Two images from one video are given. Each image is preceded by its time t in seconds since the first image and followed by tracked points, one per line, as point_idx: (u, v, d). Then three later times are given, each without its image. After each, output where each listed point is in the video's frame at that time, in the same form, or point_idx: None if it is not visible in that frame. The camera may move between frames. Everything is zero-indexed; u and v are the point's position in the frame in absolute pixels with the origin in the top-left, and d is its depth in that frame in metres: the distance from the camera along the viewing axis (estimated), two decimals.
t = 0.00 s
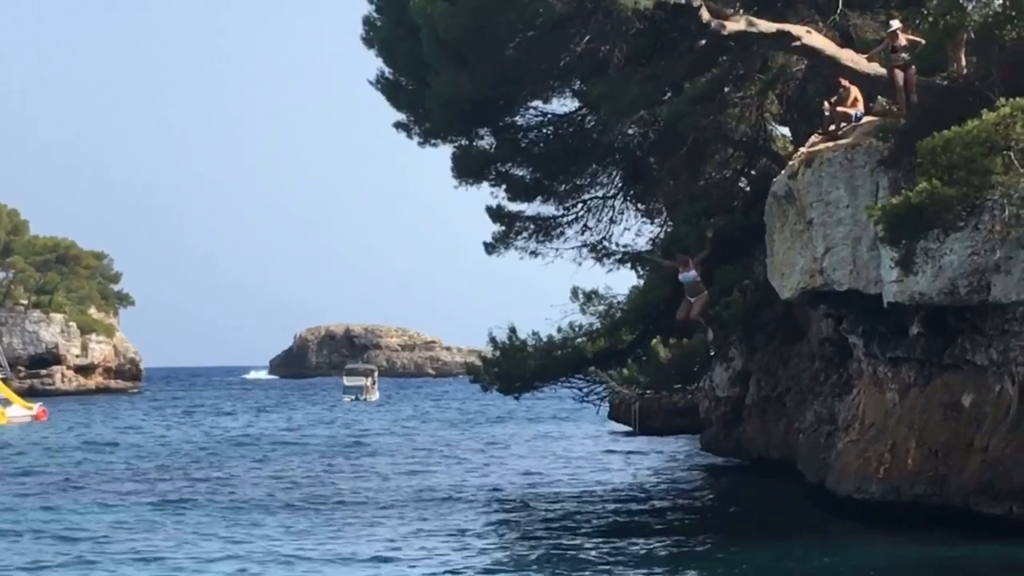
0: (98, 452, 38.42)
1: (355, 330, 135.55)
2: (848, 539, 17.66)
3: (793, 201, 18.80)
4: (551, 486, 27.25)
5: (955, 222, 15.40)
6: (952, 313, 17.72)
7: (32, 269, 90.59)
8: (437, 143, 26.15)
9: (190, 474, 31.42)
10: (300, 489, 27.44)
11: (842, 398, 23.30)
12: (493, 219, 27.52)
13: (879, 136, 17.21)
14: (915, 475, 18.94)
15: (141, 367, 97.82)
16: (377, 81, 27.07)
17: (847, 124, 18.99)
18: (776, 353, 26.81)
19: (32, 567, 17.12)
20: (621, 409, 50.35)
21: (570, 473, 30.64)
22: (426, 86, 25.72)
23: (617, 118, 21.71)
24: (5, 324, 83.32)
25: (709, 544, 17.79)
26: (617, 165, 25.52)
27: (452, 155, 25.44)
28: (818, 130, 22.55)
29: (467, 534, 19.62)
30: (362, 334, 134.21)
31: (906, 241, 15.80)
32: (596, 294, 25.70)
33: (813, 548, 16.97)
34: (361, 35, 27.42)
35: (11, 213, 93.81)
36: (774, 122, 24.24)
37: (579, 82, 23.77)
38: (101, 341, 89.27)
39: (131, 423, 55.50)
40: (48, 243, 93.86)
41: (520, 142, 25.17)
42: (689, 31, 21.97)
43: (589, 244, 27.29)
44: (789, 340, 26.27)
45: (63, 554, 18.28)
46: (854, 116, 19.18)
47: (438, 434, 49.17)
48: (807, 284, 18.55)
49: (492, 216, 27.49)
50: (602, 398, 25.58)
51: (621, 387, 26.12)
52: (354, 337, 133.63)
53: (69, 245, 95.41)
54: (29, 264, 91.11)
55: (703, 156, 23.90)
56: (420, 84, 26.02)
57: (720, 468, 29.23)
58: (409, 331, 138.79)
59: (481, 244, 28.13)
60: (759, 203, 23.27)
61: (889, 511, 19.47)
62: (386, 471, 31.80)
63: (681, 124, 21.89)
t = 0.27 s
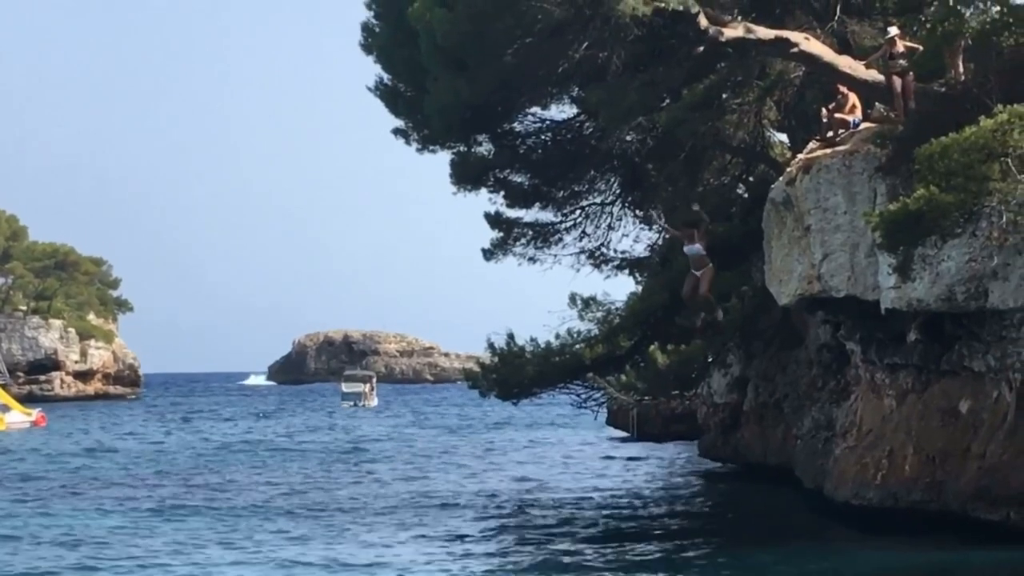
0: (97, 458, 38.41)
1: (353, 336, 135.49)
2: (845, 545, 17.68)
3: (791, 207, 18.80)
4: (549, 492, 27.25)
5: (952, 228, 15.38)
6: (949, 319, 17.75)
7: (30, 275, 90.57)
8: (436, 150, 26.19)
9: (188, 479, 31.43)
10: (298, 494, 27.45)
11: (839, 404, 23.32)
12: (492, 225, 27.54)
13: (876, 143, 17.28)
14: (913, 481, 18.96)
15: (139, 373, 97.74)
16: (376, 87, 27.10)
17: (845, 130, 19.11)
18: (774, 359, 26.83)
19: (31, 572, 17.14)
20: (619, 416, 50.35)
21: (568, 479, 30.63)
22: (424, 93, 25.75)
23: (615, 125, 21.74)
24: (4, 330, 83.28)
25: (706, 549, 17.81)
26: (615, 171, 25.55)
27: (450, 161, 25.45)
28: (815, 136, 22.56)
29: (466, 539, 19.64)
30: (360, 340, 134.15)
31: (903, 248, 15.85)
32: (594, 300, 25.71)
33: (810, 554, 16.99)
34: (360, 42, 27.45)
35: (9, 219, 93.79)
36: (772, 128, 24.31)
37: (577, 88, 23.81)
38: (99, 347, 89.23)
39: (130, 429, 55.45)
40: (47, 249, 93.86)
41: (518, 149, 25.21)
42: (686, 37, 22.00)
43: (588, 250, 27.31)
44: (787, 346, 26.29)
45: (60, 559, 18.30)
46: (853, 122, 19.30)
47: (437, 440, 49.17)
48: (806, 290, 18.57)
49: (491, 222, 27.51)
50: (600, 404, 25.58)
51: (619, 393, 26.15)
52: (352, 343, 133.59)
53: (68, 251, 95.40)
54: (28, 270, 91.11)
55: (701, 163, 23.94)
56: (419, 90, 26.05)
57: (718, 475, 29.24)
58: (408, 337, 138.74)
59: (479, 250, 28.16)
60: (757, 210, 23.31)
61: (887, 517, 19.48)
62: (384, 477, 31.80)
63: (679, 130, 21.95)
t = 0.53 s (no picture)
0: (94, 463, 38.32)
1: (352, 341, 135.40)
2: (844, 550, 17.64)
3: (790, 212, 18.76)
4: (548, 497, 27.19)
5: (952, 232, 15.37)
6: (950, 324, 17.71)
7: (29, 279, 90.48)
8: (434, 154, 26.16)
9: (186, 484, 31.35)
10: (296, 499, 27.38)
11: (839, 409, 23.27)
12: (490, 230, 27.49)
13: (876, 146, 17.28)
14: (913, 487, 18.91)
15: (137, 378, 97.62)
16: (374, 91, 27.05)
17: (845, 134, 19.06)
18: (773, 364, 26.78)
19: None
20: (617, 421, 50.30)
21: (566, 484, 30.56)
22: (423, 97, 25.72)
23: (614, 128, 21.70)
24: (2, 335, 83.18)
25: (705, 555, 17.74)
26: (614, 176, 25.52)
27: (449, 166, 25.43)
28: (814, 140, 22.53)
29: (465, 545, 19.57)
30: (359, 345, 134.05)
31: (903, 252, 15.80)
32: (593, 305, 25.67)
33: (810, 560, 16.93)
34: (358, 45, 27.41)
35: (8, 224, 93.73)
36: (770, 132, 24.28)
37: (576, 92, 23.77)
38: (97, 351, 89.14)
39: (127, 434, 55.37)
40: (45, 254, 93.79)
41: (517, 153, 25.18)
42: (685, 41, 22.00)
43: (586, 254, 27.26)
44: (786, 351, 26.24)
45: (56, 564, 18.24)
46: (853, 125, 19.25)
47: (435, 445, 49.12)
48: (805, 295, 18.52)
49: (489, 226, 27.46)
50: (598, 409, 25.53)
51: (618, 399, 26.12)
52: (350, 347, 133.52)
53: (66, 256, 95.34)
54: (26, 275, 91.04)
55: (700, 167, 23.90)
56: (417, 94, 26.01)
57: (717, 480, 29.17)
58: (406, 342, 138.67)
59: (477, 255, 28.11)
60: (756, 214, 23.27)
61: (886, 523, 19.43)
62: (382, 482, 31.74)
63: (678, 134, 21.92)
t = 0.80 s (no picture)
0: (92, 469, 38.28)
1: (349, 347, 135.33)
2: (843, 557, 17.66)
3: (788, 219, 18.80)
4: (546, 504, 27.17)
5: (950, 239, 15.40)
6: (947, 331, 17.74)
7: (26, 285, 90.44)
8: (433, 160, 26.20)
9: (184, 491, 31.33)
10: (294, 506, 27.36)
11: (837, 416, 23.28)
12: (488, 236, 27.49)
13: (873, 153, 17.30)
14: (912, 493, 18.90)
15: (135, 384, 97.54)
16: (372, 98, 27.07)
17: (843, 141, 19.10)
18: (771, 371, 26.79)
19: None
20: (615, 427, 50.27)
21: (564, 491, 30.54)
22: (421, 104, 25.78)
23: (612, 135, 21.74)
24: None
25: (703, 562, 17.73)
26: (612, 183, 25.54)
27: (447, 172, 25.45)
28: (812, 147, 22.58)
29: (463, 551, 19.56)
30: (357, 352, 133.98)
31: (901, 259, 15.82)
32: (591, 311, 25.67)
33: (808, 566, 16.93)
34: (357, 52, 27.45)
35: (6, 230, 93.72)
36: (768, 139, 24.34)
37: (574, 99, 23.83)
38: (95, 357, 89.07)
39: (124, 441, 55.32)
40: (43, 260, 93.78)
41: (515, 160, 25.20)
42: (683, 48, 22.11)
43: (584, 261, 27.27)
44: (784, 358, 26.25)
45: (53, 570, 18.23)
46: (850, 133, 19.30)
47: (433, 452, 49.07)
48: (803, 302, 18.55)
49: (487, 233, 27.46)
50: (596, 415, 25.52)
51: (616, 405, 26.10)
52: (348, 354, 133.43)
53: (64, 263, 95.32)
54: (24, 281, 91.03)
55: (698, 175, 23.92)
56: (415, 101, 26.07)
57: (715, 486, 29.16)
58: (404, 348, 138.61)
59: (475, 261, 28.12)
60: (754, 221, 23.29)
61: (885, 529, 19.43)
62: (380, 488, 31.71)
63: (676, 141, 21.95)
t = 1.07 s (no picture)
0: (91, 473, 38.25)
1: (349, 351, 135.26)
2: (841, 561, 17.64)
3: (787, 223, 18.84)
4: (544, 508, 27.14)
5: (949, 244, 15.39)
6: (947, 335, 17.77)
7: (26, 289, 90.43)
8: (432, 164, 26.22)
9: (182, 495, 31.30)
10: (293, 510, 27.32)
11: (836, 420, 23.28)
12: (487, 241, 27.49)
13: (873, 158, 17.35)
14: (910, 497, 18.88)
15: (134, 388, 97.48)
16: (372, 102, 27.07)
17: (841, 146, 19.13)
18: (770, 375, 26.79)
19: None
20: (615, 431, 50.22)
21: (563, 495, 30.51)
22: (421, 108, 25.81)
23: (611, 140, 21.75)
24: None
25: (702, 566, 17.72)
26: (611, 187, 25.56)
27: (446, 177, 25.46)
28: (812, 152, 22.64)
29: (462, 555, 19.55)
30: (356, 356, 133.90)
31: (900, 264, 15.82)
32: (590, 315, 25.67)
33: (807, 570, 16.92)
34: (356, 56, 27.44)
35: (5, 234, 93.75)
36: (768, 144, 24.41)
37: (573, 103, 23.83)
38: (95, 361, 89.07)
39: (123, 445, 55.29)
40: (42, 265, 93.80)
41: (515, 164, 25.20)
42: (682, 53, 21.99)
43: (584, 265, 27.27)
44: (783, 362, 26.26)
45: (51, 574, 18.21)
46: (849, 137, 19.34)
47: (433, 456, 49.04)
48: (802, 306, 18.57)
49: (487, 237, 27.46)
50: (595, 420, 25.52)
51: (614, 410, 26.05)
52: (347, 358, 133.38)
53: (63, 267, 95.36)
54: (23, 285, 91.09)
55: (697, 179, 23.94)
56: (415, 105, 26.08)
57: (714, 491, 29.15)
58: (404, 353, 138.54)
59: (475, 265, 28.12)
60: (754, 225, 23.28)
61: (884, 533, 19.41)
62: (379, 492, 31.69)
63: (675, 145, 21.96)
